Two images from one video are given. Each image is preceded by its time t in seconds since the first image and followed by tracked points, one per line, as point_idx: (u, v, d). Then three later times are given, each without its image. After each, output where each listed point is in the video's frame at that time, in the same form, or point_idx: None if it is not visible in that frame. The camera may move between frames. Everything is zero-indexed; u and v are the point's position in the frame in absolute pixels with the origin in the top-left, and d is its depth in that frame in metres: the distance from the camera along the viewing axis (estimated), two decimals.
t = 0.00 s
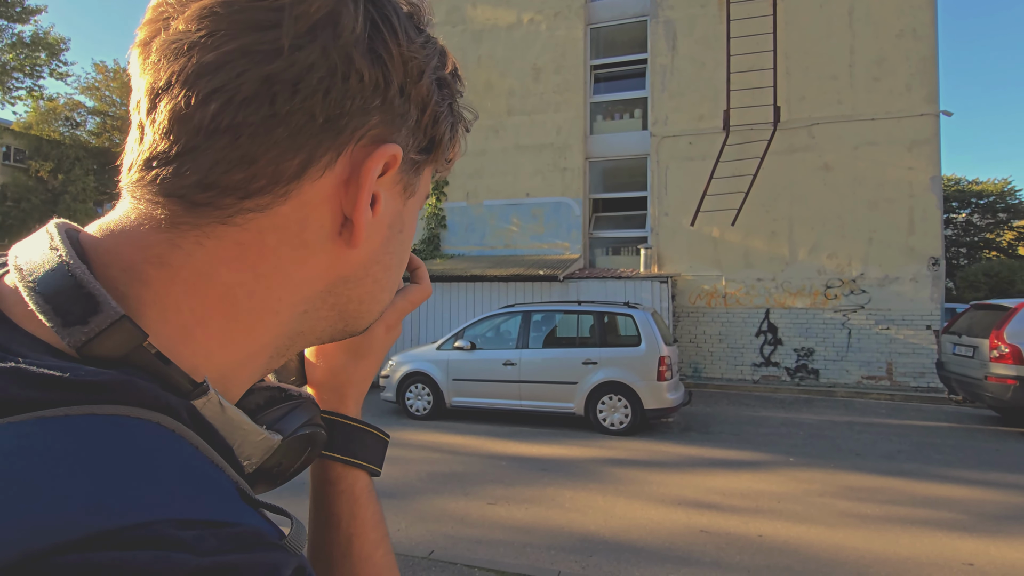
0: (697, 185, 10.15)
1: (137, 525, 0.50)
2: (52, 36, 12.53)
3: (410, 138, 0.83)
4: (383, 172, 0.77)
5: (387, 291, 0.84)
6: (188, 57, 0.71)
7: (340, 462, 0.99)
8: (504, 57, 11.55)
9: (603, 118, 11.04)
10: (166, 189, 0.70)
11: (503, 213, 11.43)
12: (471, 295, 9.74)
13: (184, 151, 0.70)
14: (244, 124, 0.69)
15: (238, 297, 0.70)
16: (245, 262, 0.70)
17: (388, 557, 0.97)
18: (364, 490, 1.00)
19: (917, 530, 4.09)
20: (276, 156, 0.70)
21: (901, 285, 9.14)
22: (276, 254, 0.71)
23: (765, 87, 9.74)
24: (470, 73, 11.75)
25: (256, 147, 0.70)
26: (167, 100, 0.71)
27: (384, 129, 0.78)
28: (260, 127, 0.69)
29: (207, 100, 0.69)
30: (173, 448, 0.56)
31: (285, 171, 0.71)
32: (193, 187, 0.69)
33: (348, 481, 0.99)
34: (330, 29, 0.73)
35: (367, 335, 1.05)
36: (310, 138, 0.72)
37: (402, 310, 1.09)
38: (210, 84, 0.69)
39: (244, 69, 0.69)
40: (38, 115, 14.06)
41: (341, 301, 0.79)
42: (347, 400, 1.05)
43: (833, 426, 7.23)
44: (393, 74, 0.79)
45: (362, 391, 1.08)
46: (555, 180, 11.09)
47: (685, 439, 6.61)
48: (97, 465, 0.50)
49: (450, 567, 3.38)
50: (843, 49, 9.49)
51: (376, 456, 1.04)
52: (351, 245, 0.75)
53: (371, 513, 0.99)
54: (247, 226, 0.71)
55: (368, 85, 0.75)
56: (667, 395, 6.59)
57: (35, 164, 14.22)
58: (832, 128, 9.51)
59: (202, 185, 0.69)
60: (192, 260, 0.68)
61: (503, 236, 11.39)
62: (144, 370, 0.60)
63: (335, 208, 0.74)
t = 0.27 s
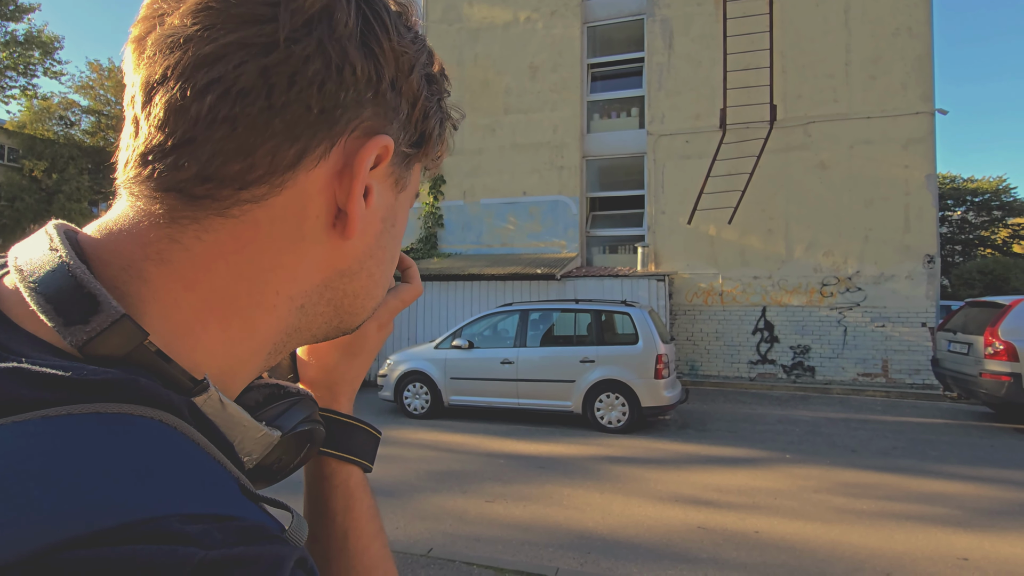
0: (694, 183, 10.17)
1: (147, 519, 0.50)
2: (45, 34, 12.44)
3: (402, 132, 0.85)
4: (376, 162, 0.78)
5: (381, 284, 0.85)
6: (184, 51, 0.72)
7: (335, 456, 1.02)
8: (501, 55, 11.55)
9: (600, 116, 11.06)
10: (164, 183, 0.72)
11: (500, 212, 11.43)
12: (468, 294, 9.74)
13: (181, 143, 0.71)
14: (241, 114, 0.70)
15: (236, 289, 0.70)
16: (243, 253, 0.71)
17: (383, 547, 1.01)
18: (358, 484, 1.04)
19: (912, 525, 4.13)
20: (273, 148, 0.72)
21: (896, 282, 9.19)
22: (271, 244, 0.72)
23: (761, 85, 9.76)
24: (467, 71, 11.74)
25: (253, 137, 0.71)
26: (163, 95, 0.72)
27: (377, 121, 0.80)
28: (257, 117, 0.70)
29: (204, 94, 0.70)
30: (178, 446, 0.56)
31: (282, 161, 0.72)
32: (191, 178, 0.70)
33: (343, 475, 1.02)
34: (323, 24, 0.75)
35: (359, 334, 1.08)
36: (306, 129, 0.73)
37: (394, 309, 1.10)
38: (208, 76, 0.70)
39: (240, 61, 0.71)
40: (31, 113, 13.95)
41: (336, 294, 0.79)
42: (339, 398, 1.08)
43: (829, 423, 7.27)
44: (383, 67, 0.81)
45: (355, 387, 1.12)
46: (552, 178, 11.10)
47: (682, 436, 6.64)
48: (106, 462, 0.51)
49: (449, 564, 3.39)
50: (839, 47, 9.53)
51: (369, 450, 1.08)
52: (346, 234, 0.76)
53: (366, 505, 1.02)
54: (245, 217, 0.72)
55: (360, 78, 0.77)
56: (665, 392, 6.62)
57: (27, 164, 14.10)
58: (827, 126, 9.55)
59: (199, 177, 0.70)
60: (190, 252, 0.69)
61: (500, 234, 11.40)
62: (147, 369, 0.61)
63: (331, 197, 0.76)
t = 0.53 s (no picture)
0: (693, 183, 10.19)
1: (107, 508, 0.49)
2: (43, 34, 12.43)
3: (366, 125, 0.83)
4: (339, 157, 0.76)
5: (351, 279, 0.83)
6: (140, 46, 0.70)
7: (302, 452, 0.98)
8: (499, 54, 11.55)
9: (598, 116, 11.07)
10: (124, 180, 0.69)
11: (498, 211, 11.43)
12: (467, 293, 9.75)
13: (141, 140, 0.69)
14: (200, 108, 0.68)
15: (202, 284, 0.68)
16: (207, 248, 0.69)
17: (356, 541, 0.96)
18: (328, 478, 0.99)
19: (909, 523, 4.15)
20: (233, 142, 0.69)
21: (894, 281, 9.22)
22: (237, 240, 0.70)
23: (759, 85, 9.78)
24: (465, 71, 11.75)
25: (213, 132, 0.69)
26: (121, 92, 0.69)
27: (338, 116, 0.78)
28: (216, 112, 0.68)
29: (161, 89, 0.68)
30: (140, 439, 0.55)
31: (244, 155, 0.70)
32: (152, 175, 0.68)
33: (310, 471, 0.98)
34: (281, 16, 0.73)
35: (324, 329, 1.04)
36: (267, 124, 0.71)
37: (363, 304, 1.07)
38: (166, 72, 0.68)
39: (196, 55, 0.68)
40: (29, 113, 13.95)
41: (303, 289, 0.77)
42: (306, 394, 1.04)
43: (827, 421, 7.30)
44: (344, 60, 0.79)
45: (324, 382, 1.08)
46: (551, 178, 11.11)
47: (680, 435, 6.66)
48: (64, 455, 0.49)
49: (448, 563, 3.41)
50: (837, 47, 9.55)
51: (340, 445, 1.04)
52: (311, 229, 0.74)
53: (336, 499, 0.99)
54: (209, 211, 0.69)
55: (320, 72, 0.75)
56: (663, 391, 6.63)
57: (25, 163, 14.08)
58: (825, 126, 9.57)
59: (160, 174, 0.68)
60: (154, 248, 0.67)
61: (498, 234, 11.40)
62: (112, 364, 0.59)
63: (294, 192, 0.73)
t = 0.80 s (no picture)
0: (692, 182, 10.18)
1: (64, 474, 0.47)
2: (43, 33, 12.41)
3: (318, 104, 0.83)
4: (292, 131, 0.76)
5: (311, 258, 0.82)
6: (88, 23, 0.69)
7: (254, 443, 0.96)
8: (498, 53, 11.54)
9: (597, 115, 11.08)
10: (71, 157, 0.67)
11: (497, 210, 11.43)
12: (466, 292, 9.75)
13: (90, 115, 0.67)
14: (148, 78, 0.66)
15: (158, 253, 0.66)
16: (163, 222, 0.67)
17: (316, 527, 0.94)
18: (282, 469, 0.98)
19: (907, 522, 4.16)
20: (183, 113, 0.68)
21: (893, 280, 9.23)
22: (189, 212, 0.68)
23: (758, 84, 9.77)
24: (464, 70, 11.74)
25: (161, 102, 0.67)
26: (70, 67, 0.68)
27: (289, 91, 0.77)
28: (165, 82, 0.67)
29: (110, 63, 0.67)
30: (103, 412, 0.53)
31: (195, 127, 0.69)
32: (102, 149, 0.66)
33: (264, 460, 0.97)
34: None
35: (277, 323, 1.04)
36: (218, 96, 0.70)
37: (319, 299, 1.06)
38: (114, 46, 0.67)
39: (144, 29, 0.68)
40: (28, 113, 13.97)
41: (262, 265, 0.76)
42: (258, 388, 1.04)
43: (825, 420, 7.31)
44: (292, 39, 0.79)
45: (278, 374, 1.08)
46: (550, 177, 11.11)
47: (679, 434, 6.67)
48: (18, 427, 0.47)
49: (446, 561, 3.41)
50: (836, 46, 9.55)
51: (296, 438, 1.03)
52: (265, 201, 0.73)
53: (293, 488, 0.98)
54: (162, 184, 0.68)
55: (269, 48, 0.76)
56: (662, 390, 6.64)
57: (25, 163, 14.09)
58: (824, 125, 9.57)
59: (110, 147, 0.66)
60: (107, 221, 0.65)
61: (497, 233, 11.40)
62: (72, 340, 0.56)
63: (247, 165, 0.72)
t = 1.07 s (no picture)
0: (692, 181, 10.18)
1: None
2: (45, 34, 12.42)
3: (198, 90, 0.74)
4: (165, 116, 0.66)
5: (201, 254, 0.73)
6: None
7: (159, 437, 0.88)
8: (498, 52, 11.53)
9: (597, 114, 11.07)
10: None
11: (497, 209, 11.42)
12: (466, 291, 9.75)
13: None
14: None
15: (7, 242, 0.55)
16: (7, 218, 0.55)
17: (230, 520, 0.90)
18: (193, 462, 0.91)
19: (907, 521, 4.16)
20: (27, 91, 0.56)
21: (893, 279, 9.22)
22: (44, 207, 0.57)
23: (758, 83, 9.76)
24: (464, 69, 11.73)
25: None
26: None
27: (160, 71, 0.68)
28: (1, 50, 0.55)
29: None
30: None
31: (46, 109, 0.58)
32: None
33: (171, 454, 0.89)
34: None
35: (189, 318, 0.95)
36: (70, 71, 0.59)
37: (234, 294, 1.01)
38: None
39: None
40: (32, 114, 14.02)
41: (144, 259, 0.65)
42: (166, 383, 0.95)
43: (825, 420, 7.31)
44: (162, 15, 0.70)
45: (189, 371, 0.99)
46: (549, 176, 11.10)
47: (679, 433, 6.66)
48: None
49: (445, 560, 3.40)
50: (836, 45, 9.54)
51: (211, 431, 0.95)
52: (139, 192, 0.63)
53: (205, 481, 0.90)
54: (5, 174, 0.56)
55: (133, 24, 0.66)
56: (661, 390, 6.64)
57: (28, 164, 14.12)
58: (824, 124, 9.56)
59: None
60: None
61: (497, 232, 11.40)
62: None
63: (115, 151, 0.62)
